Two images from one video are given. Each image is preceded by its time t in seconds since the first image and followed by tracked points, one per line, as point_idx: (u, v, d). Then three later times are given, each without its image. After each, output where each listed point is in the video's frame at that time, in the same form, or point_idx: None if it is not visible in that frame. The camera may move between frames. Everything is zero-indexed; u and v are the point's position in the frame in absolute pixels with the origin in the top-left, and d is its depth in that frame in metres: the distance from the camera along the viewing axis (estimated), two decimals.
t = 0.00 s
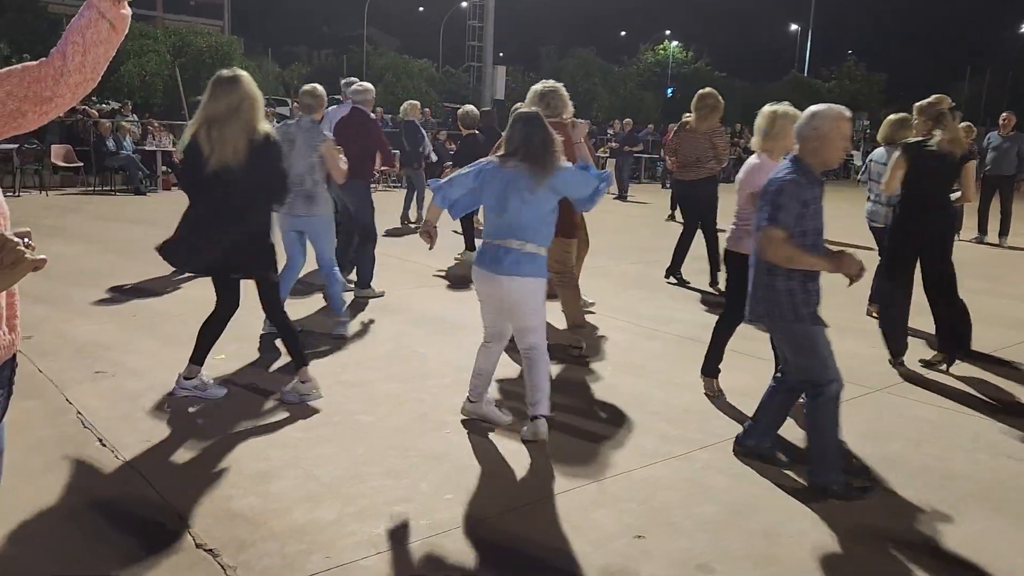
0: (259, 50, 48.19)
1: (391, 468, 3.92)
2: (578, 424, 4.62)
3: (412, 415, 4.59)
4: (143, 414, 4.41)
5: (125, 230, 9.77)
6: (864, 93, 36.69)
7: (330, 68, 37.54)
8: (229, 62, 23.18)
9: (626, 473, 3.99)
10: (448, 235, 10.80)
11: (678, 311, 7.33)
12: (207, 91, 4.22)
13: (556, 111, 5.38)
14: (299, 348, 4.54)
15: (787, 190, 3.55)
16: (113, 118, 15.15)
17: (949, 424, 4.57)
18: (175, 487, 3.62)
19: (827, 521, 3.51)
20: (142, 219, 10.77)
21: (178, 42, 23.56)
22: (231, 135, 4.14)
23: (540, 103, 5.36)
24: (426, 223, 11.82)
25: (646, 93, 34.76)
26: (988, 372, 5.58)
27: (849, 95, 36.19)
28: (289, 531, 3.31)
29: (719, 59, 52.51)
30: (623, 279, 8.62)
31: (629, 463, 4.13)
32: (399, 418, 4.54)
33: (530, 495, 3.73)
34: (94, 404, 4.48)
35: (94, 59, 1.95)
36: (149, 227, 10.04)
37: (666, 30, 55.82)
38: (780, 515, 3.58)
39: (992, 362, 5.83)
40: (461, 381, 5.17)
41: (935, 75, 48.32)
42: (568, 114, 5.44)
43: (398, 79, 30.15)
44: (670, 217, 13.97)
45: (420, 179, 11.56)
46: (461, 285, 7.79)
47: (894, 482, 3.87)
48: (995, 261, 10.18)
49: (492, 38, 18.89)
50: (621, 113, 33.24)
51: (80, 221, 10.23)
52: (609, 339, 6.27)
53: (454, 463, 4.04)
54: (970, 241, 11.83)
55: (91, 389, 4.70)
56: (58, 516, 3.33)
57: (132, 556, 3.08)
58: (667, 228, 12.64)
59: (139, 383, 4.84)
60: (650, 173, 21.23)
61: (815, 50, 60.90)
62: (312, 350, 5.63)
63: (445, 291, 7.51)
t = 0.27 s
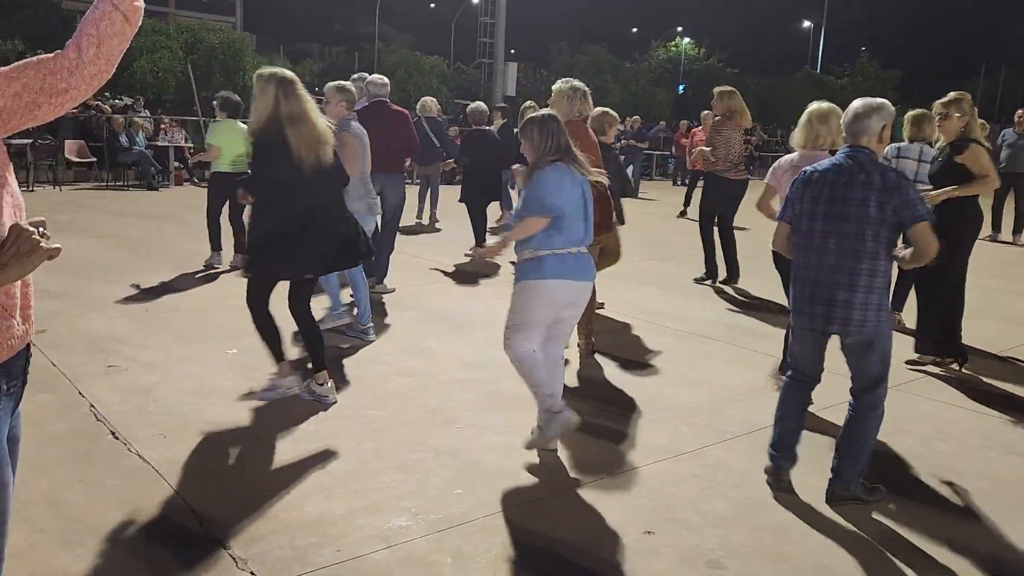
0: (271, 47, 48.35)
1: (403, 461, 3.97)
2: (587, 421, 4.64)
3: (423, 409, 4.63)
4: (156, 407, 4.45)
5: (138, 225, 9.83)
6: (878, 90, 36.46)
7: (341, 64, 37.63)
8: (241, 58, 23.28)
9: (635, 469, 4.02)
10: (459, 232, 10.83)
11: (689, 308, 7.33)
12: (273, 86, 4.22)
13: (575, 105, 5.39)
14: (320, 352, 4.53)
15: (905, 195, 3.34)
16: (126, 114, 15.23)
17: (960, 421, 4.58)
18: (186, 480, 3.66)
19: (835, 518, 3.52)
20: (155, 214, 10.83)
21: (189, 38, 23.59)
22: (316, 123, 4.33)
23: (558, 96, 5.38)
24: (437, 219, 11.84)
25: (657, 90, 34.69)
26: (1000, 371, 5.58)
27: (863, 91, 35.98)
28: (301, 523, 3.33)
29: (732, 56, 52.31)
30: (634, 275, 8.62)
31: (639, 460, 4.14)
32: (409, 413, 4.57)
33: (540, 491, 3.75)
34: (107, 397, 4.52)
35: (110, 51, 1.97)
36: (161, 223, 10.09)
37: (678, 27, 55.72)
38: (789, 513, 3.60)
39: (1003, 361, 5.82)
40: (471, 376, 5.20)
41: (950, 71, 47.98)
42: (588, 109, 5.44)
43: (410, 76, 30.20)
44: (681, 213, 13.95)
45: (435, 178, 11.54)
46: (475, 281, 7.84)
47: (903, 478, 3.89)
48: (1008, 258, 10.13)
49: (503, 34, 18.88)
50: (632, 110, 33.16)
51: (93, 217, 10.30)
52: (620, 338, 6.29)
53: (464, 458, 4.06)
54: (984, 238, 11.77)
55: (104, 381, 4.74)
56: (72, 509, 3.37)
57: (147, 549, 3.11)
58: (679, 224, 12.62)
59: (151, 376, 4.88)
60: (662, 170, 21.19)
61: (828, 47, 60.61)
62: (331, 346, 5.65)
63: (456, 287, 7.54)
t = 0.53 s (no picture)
0: (286, 46, 48.53)
1: (417, 457, 4.00)
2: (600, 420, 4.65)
3: (437, 406, 4.67)
4: (172, 402, 4.49)
5: (154, 222, 9.90)
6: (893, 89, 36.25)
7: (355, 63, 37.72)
8: (256, 56, 23.40)
9: (649, 468, 4.04)
10: (472, 230, 10.86)
11: (702, 308, 7.34)
12: (325, 77, 4.32)
13: (591, 100, 5.38)
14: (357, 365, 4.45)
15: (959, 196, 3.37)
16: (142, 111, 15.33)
17: (974, 425, 4.58)
18: (204, 474, 3.71)
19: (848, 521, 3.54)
20: (170, 211, 10.90)
21: (204, 36, 23.67)
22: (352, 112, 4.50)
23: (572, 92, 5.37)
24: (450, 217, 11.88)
25: (671, 88, 34.59)
26: (1014, 375, 5.57)
27: (879, 90, 35.77)
28: (316, 520, 3.35)
29: (746, 54, 52.09)
30: (647, 274, 8.61)
31: (653, 460, 4.14)
32: (423, 410, 4.58)
33: (554, 490, 3.76)
34: (125, 391, 4.57)
35: (128, 46, 1.96)
36: (177, 220, 10.16)
37: (692, 25, 55.53)
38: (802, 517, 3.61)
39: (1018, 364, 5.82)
40: (484, 374, 5.23)
41: (967, 70, 47.62)
42: (603, 105, 5.44)
43: (424, 74, 30.27)
44: (695, 212, 13.92)
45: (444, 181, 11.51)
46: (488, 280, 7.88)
47: (918, 485, 3.90)
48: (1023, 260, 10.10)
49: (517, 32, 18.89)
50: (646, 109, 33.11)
51: (109, 213, 10.38)
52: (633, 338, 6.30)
53: (478, 455, 4.08)
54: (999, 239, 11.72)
55: (121, 376, 4.79)
56: (90, 503, 3.39)
57: (163, 542, 3.15)
58: (691, 223, 12.62)
59: (168, 372, 4.93)
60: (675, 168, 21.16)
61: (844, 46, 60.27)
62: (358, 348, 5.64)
63: (469, 285, 7.58)
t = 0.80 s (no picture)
0: (305, 48, 48.85)
1: (436, 457, 4.02)
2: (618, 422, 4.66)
3: (455, 406, 4.69)
4: (193, 401, 4.54)
5: (174, 223, 9.99)
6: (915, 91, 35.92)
7: (374, 65, 37.87)
8: (276, 58, 23.56)
9: (667, 469, 4.05)
10: (490, 232, 10.88)
11: (721, 311, 7.32)
12: (368, 87, 4.56)
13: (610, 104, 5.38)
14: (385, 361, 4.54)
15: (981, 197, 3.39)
16: (163, 113, 15.47)
17: (995, 431, 4.55)
18: (224, 473, 3.74)
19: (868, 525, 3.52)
20: (190, 212, 11.00)
21: (225, 38, 23.83)
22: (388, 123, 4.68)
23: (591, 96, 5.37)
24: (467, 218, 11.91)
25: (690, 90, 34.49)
26: None
27: (900, 92, 35.46)
28: (336, 518, 3.38)
29: (765, 55, 51.81)
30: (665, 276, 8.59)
31: (671, 462, 4.14)
32: (442, 411, 4.60)
33: (573, 491, 3.77)
34: (147, 390, 4.62)
35: (151, 51, 1.96)
36: (197, 221, 10.25)
37: (710, 26, 55.31)
38: (820, 521, 3.60)
39: None
40: (502, 375, 5.24)
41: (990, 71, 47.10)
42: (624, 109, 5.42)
43: (442, 76, 30.37)
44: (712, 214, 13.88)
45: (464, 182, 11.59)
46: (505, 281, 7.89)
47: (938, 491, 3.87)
48: None
49: (535, 34, 18.89)
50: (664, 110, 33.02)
51: (130, 214, 10.49)
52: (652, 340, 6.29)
53: (496, 456, 4.09)
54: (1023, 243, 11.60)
55: (143, 375, 4.84)
56: (114, 500, 3.44)
57: (185, 539, 3.18)
58: (709, 225, 12.58)
59: (188, 371, 4.97)
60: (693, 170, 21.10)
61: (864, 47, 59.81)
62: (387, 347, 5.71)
63: (487, 286, 7.59)
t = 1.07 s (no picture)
0: (328, 54, 49.23)
1: (458, 461, 4.03)
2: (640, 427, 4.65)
3: (477, 411, 4.70)
4: (218, 404, 4.58)
5: (199, 227, 10.09)
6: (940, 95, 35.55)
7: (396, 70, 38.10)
8: (299, 63, 23.76)
9: (689, 476, 4.04)
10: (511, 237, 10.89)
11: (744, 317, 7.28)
12: (394, 90, 4.63)
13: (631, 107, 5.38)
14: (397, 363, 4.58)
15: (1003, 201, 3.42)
16: (189, 118, 15.65)
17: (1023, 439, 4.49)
18: (248, 475, 3.77)
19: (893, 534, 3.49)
20: (215, 217, 11.11)
21: (249, 43, 24.06)
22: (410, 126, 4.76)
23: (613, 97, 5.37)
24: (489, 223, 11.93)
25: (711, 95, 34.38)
26: None
27: (925, 96, 35.11)
28: (359, 521, 3.40)
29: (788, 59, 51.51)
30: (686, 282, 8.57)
31: (693, 469, 4.13)
32: (463, 415, 4.62)
33: (595, 497, 3.77)
34: (173, 393, 4.67)
35: (181, 57, 2.03)
36: (221, 225, 10.34)
37: (732, 30, 55.08)
38: (845, 529, 3.57)
39: None
40: (524, 379, 5.24)
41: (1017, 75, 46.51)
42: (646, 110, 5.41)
43: (464, 81, 30.49)
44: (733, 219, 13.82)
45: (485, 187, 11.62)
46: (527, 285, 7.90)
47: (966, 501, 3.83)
48: None
49: (557, 39, 18.90)
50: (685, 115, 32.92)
51: (156, 218, 10.60)
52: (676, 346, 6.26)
53: (518, 460, 4.10)
54: None
55: (169, 378, 4.89)
56: (140, 501, 3.48)
57: (209, 540, 3.21)
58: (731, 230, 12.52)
59: (213, 374, 5.02)
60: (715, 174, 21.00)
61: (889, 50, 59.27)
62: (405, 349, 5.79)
63: (508, 290, 7.60)
